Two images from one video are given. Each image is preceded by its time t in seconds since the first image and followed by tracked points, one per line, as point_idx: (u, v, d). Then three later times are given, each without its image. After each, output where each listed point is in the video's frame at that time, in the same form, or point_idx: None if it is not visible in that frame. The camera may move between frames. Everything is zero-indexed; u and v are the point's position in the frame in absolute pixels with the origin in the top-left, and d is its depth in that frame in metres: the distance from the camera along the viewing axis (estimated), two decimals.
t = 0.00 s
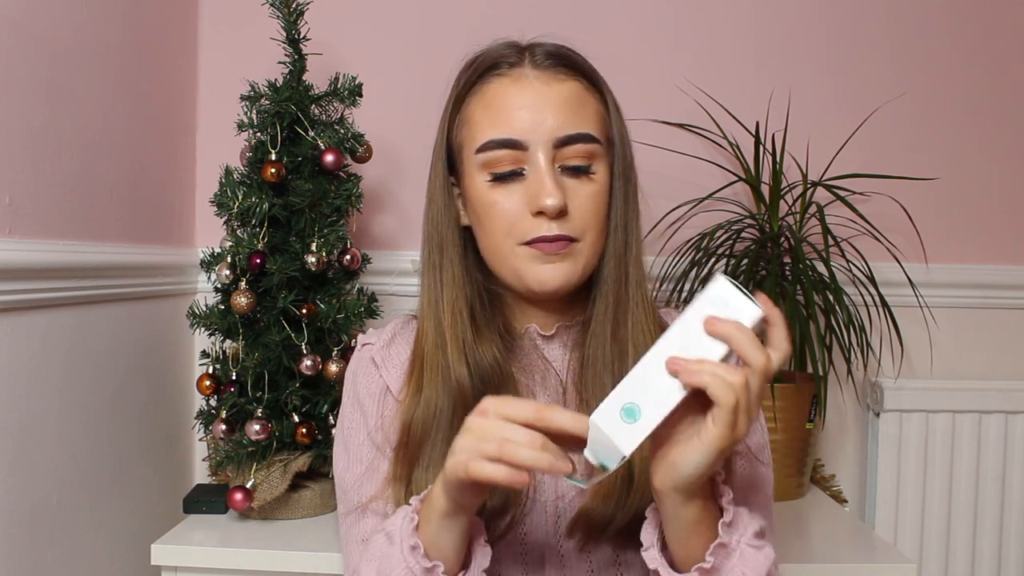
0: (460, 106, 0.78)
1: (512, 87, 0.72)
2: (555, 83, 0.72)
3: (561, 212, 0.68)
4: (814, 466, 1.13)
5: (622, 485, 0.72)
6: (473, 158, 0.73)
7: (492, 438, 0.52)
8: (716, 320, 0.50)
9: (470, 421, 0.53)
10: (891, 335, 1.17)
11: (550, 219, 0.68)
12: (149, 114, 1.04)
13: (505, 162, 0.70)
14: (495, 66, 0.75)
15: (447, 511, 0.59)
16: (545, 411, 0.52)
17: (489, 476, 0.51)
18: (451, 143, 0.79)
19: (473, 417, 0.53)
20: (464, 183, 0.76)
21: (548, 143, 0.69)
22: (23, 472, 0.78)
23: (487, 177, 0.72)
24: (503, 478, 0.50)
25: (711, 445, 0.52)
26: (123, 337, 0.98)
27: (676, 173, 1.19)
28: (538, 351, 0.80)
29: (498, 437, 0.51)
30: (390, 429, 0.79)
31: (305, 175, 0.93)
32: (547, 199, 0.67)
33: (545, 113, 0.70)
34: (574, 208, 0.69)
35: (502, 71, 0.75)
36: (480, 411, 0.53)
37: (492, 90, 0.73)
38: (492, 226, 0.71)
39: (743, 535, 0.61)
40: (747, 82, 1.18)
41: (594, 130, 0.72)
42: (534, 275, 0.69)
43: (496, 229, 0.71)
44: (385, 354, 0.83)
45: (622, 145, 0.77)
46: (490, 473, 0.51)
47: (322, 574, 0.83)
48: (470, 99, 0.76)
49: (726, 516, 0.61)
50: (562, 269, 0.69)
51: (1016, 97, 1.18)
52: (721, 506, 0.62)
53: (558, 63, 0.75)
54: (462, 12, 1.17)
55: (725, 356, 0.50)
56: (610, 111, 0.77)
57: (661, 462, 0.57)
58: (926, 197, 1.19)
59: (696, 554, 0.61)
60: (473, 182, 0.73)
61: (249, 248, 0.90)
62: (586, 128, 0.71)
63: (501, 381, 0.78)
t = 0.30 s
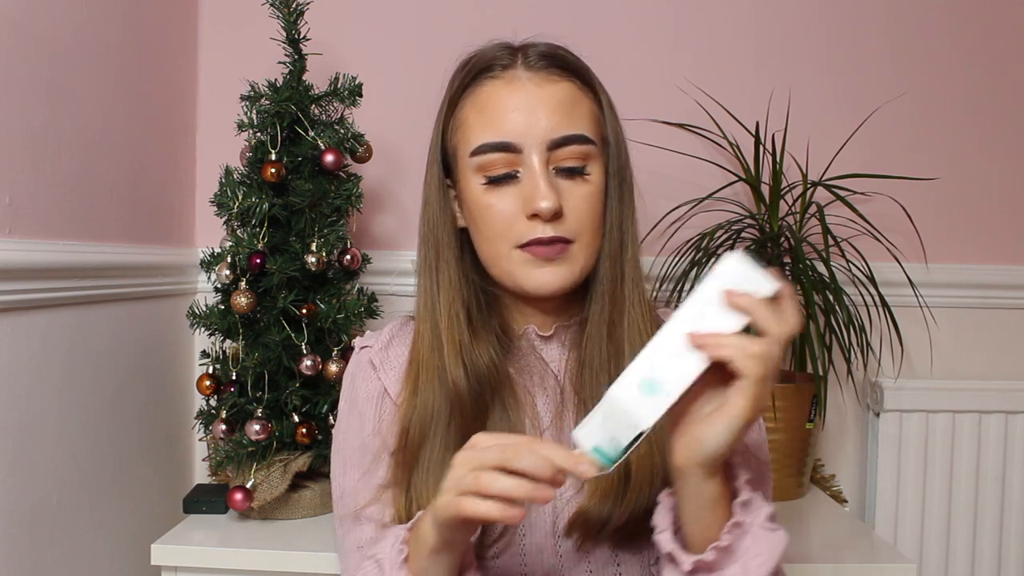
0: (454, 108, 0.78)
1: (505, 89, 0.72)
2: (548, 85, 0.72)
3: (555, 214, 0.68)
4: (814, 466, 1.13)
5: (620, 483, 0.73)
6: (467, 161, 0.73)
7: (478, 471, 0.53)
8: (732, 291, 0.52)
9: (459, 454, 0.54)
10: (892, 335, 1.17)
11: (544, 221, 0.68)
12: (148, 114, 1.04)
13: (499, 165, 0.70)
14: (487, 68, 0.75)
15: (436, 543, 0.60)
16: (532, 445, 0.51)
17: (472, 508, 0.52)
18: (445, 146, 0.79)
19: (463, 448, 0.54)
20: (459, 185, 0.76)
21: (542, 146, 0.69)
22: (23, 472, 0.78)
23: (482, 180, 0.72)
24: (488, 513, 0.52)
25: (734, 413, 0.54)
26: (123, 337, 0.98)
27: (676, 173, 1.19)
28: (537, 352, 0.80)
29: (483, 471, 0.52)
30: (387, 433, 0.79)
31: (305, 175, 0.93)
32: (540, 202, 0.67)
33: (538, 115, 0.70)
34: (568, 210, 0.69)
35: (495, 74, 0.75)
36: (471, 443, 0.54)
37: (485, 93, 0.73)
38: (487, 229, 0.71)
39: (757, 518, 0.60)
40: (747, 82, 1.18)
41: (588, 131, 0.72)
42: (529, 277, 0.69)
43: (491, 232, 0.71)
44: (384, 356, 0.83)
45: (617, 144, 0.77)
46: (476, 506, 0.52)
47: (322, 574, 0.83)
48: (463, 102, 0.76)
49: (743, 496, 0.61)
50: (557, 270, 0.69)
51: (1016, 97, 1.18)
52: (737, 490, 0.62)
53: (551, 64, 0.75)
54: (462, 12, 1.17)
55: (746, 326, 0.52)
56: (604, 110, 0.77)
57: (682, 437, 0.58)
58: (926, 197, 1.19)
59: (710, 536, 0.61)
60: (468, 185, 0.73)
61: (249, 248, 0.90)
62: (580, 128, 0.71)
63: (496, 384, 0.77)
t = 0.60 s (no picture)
0: (448, 109, 0.78)
1: (498, 89, 0.72)
2: (541, 84, 0.72)
3: (548, 213, 0.68)
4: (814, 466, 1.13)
5: (614, 482, 0.73)
6: (461, 161, 0.73)
7: (412, 481, 0.51)
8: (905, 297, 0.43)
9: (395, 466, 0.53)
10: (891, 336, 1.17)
11: (537, 221, 0.68)
12: (149, 114, 1.04)
13: (493, 165, 0.70)
14: (481, 69, 0.75)
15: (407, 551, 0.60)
16: (457, 450, 0.50)
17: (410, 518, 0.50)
18: (441, 146, 0.79)
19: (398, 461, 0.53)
20: (454, 185, 0.76)
21: (535, 145, 0.69)
22: (23, 472, 0.78)
23: (475, 180, 0.72)
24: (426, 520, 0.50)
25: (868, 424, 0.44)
26: (123, 337, 0.98)
27: (676, 173, 1.19)
28: (531, 355, 0.80)
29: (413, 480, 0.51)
30: (377, 437, 0.79)
31: (305, 174, 0.93)
32: (533, 202, 0.67)
33: (530, 114, 0.69)
34: (561, 209, 0.69)
35: (488, 73, 0.75)
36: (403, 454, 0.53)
37: (478, 93, 0.73)
38: (481, 228, 0.71)
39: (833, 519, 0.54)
40: (747, 82, 1.18)
41: (582, 130, 0.72)
42: (522, 276, 0.70)
43: (485, 231, 0.71)
44: (379, 358, 0.82)
45: (611, 143, 0.76)
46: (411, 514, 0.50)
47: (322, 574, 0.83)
48: (457, 102, 0.76)
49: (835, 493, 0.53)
50: (550, 270, 0.69)
51: (1016, 97, 1.18)
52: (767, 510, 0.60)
53: (544, 63, 0.75)
54: (462, 12, 1.17)
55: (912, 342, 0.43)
56: (598, 109, 0.77)
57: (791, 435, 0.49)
58: (926, 197, 1.19)
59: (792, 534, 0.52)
60: (462, 185, 0.73)
61: (249, 247, 0.89)
62: (573, 128, 0.71)
63: (487, 385, 0.77)
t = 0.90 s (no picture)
0: (447, 108, 0.78)
1: (496, 88, 0.72)
2: (539, 83, 0.72)
3: (545, 211, 0.68)
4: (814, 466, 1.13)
5: (618, 484, 0.73)
6: (460, 160, 0.73)
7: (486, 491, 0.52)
8: (742, 358, 0.40)
9: (452, 514, 0.53)
10: (891, 335, 1.17)
11: (535, 219, 0.68)
12: (148, 114, 1.04)
13: (491, 163, 0.70)
14: (479, 68, 0.75)
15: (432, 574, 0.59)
16: (500, 466, 0.50)
17: (506, 548, 0.52)
18: (440, 146, 0.79)
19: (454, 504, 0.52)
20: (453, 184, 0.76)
21: (532, 144, 0.69)
22: (23, 472, 0.78)
23: (473, 179, 0.72)
24: (519, 541, 0.52)
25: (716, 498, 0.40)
26: (123, 337, 0.98)
27: (676, 173, 1.19)
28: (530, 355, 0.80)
29: (478, 514, 0.52)
30: (379, 438, 0.79)
31: (305, 175, 0.93)
32: (531, 200, 0.67)
33: (528, 113, 0.69)
34: (559, 207, 0.69)
35: (486, 73, 0.75)
36: (452, 500, 0.52)
37: (476, 93, 0.73)
38: (479, 226, 0.71)
39: None
40: (747, 82, 1.18)
41: (580, 129, 0.72)
42: (521, 274, 0.69)
43: (484, 230, 0.71)
44: (379, 359, 0.82)
45: (610, 142, 0.76)
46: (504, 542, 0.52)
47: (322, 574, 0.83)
48: (456, 102, 0.76)
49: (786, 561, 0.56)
50: (549, 269, 0.69)
51: (1016, 98, 1.18)
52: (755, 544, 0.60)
53: (542, 63, 0.75)
54: (462, 12, 1.17)
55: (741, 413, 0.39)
56: (597, 108, 0.77)
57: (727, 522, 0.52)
58: (927, 197, 1.19)
59: None
60: (460, 184, 0.73)
61: (249, 248, 0.89)
62: (571, 126, 0.71)
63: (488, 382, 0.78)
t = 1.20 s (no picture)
0: (457, 106, 0.78)
1: (507, 87, 0.72)
2: (550, 83, 0.72)
3: (552, 212, 0.68)
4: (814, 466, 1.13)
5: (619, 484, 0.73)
6: (467, 158, 0.73)
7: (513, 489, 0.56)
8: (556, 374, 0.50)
9: (482, 508, 0.56)
10: (891, 335, 1.17)
11: (541, 220, 0.68)
12: (149, 114, 1.04)
13: (499, 162, 0.70)
14: (491, 66, 0.75)
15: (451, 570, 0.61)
16: (530, 454, 0.55)
17: (539, 536, 0.56)
18: (448, 143, 0.79)
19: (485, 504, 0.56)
20: (459, 182, 0.76)
21: (542, 144, 0.69)
22: (23, 472, 0.78)
23: (480, 177, 0.72)
24: (549, 530, 0.56)
25: (602, 479, 0.55)
26: (123, 337, 0.98)
27: (676, 173, 1.19)
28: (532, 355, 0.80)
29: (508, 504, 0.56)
30: (381, 436, 0.79)
31: (305, 175, 0.93)
32: (538, 200, 0.67)
33: (538, 113, 0.69)
34: (566, 209, 0.69)
35: (497, 72, 0.75)
36: (481, 492, 0.56)
37: (487, 91, 0.73)
38: (485, 225, 0.71)
39: (734, 560, 0.62)
40: (747, 82, 1.18)
41: (590, 132, 0.72)
42: (525, 275, 0.70)
43: (490, 228, 0.71)
44: (381, 358, 0.82)
45: (619, 146, 0.77)
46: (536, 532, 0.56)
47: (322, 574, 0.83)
48: (466, 99, 0.76)
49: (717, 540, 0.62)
50: (553, 270, 0.69)
51: (1016, 98, 1.18)
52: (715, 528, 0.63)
53: (554, 63, 0.75)
54: (462, 12, 1.17)
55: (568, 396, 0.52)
56: (607, 111, 0.77)
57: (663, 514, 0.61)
58: (926, 197, 1.19)
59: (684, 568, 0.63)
60: (467, 182, 0.73)
61: (249, 248, 0.89)
62: (581, 128, 0.71)
63: (491, 381, 0.79)
